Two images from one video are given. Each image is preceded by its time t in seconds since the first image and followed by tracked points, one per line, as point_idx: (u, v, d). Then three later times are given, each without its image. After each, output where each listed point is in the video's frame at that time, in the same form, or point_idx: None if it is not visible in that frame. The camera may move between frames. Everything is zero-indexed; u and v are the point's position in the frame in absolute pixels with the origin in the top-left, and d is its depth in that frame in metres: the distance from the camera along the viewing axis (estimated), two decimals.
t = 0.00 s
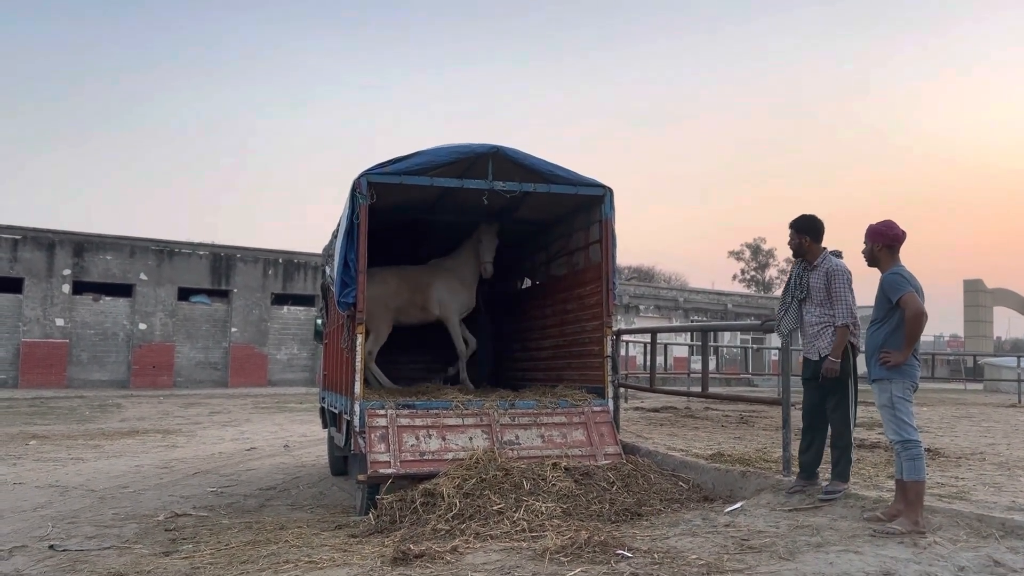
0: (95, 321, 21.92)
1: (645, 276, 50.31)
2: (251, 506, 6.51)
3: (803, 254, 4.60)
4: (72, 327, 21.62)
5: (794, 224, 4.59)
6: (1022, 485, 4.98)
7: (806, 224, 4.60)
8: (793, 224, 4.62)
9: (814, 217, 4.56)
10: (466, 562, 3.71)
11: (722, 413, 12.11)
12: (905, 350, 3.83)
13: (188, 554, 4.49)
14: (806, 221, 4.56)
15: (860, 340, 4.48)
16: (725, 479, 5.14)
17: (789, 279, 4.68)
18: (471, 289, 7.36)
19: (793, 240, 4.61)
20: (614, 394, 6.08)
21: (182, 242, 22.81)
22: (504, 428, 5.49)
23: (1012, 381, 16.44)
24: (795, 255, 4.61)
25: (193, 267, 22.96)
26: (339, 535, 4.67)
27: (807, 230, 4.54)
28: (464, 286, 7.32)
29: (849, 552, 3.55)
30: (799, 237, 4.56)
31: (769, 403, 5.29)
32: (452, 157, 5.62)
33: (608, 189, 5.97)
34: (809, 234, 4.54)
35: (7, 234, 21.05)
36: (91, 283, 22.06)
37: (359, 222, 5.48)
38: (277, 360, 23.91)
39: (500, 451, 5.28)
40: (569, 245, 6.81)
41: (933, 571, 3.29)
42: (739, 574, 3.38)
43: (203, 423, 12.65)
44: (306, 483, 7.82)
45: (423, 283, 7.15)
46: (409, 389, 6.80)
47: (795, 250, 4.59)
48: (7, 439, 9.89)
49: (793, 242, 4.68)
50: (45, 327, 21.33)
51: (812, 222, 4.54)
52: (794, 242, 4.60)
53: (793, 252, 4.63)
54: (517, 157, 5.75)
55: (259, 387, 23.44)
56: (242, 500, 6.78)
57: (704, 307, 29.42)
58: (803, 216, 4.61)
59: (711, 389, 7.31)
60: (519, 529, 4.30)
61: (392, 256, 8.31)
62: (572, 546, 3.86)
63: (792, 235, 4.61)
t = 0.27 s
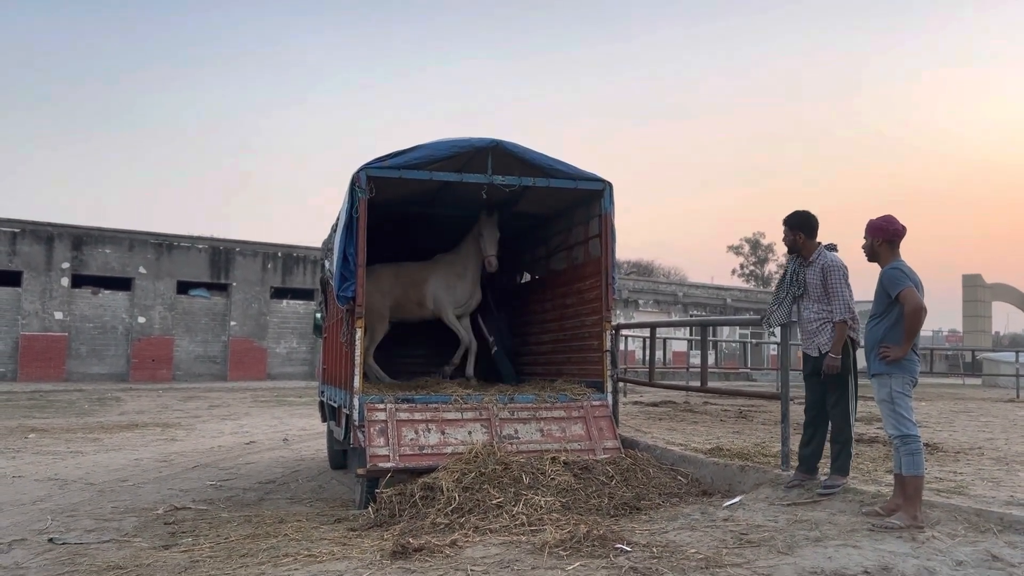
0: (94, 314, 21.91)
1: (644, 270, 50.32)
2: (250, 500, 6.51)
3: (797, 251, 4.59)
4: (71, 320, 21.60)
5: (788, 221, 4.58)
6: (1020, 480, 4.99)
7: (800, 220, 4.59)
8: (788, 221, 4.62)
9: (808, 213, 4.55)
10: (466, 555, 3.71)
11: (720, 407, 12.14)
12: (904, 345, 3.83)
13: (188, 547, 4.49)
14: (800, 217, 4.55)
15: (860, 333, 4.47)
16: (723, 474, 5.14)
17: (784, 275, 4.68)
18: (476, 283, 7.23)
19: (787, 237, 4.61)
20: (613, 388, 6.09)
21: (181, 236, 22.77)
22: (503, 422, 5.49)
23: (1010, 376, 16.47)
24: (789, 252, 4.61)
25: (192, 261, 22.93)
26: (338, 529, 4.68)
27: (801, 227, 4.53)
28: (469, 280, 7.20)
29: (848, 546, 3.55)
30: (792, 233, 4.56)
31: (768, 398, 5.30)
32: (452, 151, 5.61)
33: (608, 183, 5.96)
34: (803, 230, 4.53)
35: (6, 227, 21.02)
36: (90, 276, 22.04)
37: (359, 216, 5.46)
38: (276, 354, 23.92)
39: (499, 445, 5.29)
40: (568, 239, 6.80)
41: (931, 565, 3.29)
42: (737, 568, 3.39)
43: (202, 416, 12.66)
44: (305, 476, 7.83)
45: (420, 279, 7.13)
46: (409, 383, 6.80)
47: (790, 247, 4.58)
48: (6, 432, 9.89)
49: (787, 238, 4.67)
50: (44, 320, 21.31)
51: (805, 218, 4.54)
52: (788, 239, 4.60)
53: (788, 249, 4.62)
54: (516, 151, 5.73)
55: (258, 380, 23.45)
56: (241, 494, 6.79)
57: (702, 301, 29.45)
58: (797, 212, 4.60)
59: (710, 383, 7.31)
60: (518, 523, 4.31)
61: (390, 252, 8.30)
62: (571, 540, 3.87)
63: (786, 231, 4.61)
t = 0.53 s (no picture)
0: (90, 305, 21.85)
1: (641, 263, 50.34)
2: (247, 492, 6.52)
3: (795, 244, 4.60)
4: (67, 311, 21.54)
5: (786, 214, 4.58)
6: (1016, 474, 5.01)
7: (797, 213, 4.59)
8: (785, 215, 4.62)
9: (807, 207, 4.55)
10: (462, 547, 3.71)
11: (717, 400, 12.16)
12: (902, 339, 3.83)
13: (185, 538, 4.49)
14: (796, 211, 4.55)
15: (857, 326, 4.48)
16: (720, 467, 5.16)
17: (782, 268, 4.67)
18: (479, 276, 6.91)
19: (786, 230, 4.62)
20: (610, 381, 6.09)
21: (178, 227, 22.70)
22: (500, 415, 5.50)
23: (1005, 370, 16.52)
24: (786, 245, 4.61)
25: (188, 252, 22.87)
26: (335, 520, 4.68)
27: (798, 220, 4.54)
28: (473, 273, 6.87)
29: (844, 539, 3.57)
30: (789, 227, 4.57)
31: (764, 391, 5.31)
32: (450, 142, 5.59)
33: (606, 176, 5.95)
34: (801, 223, 4.53)
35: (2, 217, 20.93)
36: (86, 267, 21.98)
37: (356, 207, 5.43)
38: (273, 346, 23.90)
39: (496, 437, 5.30)
40: (566, 232, 6.79)
41: (927, 558, 3.31)
42: (734, 560, 3.40)
43: (199, 408, 12.65)
44: (302, 468, 7.84)
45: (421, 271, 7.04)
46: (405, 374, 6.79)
47: (787, 240, 4.60)
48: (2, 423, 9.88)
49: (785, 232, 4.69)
50: (40, 311, 21.25)
51: (803, 212, 4.54)
52: (787, 233, 4.61)
53: (785, 242, 4.63)
54: (515, 143, 5.72)
55: (255, 372, 23.43)
56: (238, 486, 6.80)
57: (699, 295, 29.48)
58: (795, 206, 4.61)
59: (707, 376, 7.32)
60: (514, 515, 4.31)
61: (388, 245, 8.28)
62: (567, 532, 3.88)
63: (783, 225, 4.62)
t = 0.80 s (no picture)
0: (83, 294, 21.76)
1: (635, 256, 50.36)
2: (241, 481, 6.52)
3: (795, 234, 4.60)
4: (60, 300, 21.44)
5: (790, 203, 4.59)
6: (1007, 467, 5.05)
7: (801, 204, 4.60)
8: (789, 204, 4.63)
9: (809, 198, 4.56)
10: (456, 537, 3.72)
11: (711, 393, 12.21)
12: (896, 332, 3.85)
13: (179, 528, 4.49)
14: (800, 201, 4.56)
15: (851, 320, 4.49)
16: (713, 458, 5.18)
17: (782, 259, 4.68)
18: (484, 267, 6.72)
19: (787, 220, 4.62)
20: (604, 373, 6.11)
21: (172, 216, 22.60)
22: (495, 406, 5.51)
23: (996, 364, 16.63)
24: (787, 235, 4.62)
25: (182, 242, 22.77)
26: (329, 510, 4.69)
27: (801, 210, 4.54)
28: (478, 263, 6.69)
29: (836, 531, 3.59)
30: (792, 217, 4.57)
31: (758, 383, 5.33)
32: (446, 133, 5.58)
33: (602, 168, 5.94)
34: (803, 213, 4.54)
35: None
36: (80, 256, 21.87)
37: (352, 197, 5.42)
38: (267, 336, 23.85)
39: (491, 428, 5.31)
40: (561, 224, 6.79)
41: (918, 550, 3.33)
42: (726, 551, 3.42)
43: (193, 397, 12.64)
44: (296, 458, 7.85)
45: (425, 262, 7.02)
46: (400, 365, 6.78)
47: (788, 230, 4.60)
48: None
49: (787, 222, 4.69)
50: (33, 300, 21.15)
51: (807, 202, 4.55)
52: (788, 223, 4.62)
53: (787, 232, 4.63)
54: (511, 134, 5.70)
55: (248, 362, 23.39)
56: (232, 475, 6.80)
57: (693, 288, 29.53)
58: (799, 196, 4.61)
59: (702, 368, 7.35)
60: (508, 505, 4.32)
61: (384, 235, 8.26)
62: (561, 523, 3.89)
63: (786, 214, 4.63)
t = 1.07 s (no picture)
0: (73, 281, 21.62)
1: (627, 247, 50.43)
2: (231, 469, 6.53)
3: (791, 226, 4.63)
4: (49, 287, 21.30)
5: (787, 194, 4.62)
6: (991, 459, 5.12)
7: (798, 196, 4.63)
8: (787, 196, 4.66)
9: (806, 190, 4.58)
10: (446, 524, 3.74)
11: (700, 384, 12.28)
12: (884, 324, 3.89)
13: (169, 514, 4.51)
14: (798, 192, 4.59)
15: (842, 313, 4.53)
16: (701, 448, 5.23)
17: (777, 250, 4.71)
18: (485, 257, 6.63)
19: (784, 211, 4.65)
20: (595, 363, 6.15)
21: (162, 203, 22.46)
22: (485, 395, 5.54)
23: (982, 357, 16.79)
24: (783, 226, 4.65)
25: (172, 229, 22.64)
26: (320, 497, 4.71)
27: (798, 202, 4.58)
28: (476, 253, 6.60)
29: (822, 520, 3.64)
30: (789, 208, 4.60)
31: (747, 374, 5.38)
32: (439, 122, 5.57)
33: (595, 158, 5.95)
34: (800, 205, 4.57)
35: None
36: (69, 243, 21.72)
37: (344, 186, 5.42)
38: (257, 324, 23.78)
39: (481, 417, 5.34)
40: (554, 215, 6.81)
41: (902, 539, 3.39)
42: (713, 539, 3.46)
43: (183, 385, 12.62)
44: (287, 446, 7.86)
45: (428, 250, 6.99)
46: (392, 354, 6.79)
47: (785, 221, 4.63)
48: None
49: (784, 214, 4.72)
50: (21, 286, 21.01)
51: (804, 194, 4.58)
52: (784, 214, 4.65)
53: (783, 223, 4.66)
54: (504, 124, 5.70)
55: (239, 351, 23.34)
56: (222, 463, 6.80)
57: (684, 280, 29.63)
58: (796, 188, 4.64)
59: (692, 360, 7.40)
60: (498, 494, 4.35)
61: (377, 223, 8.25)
62: (550, 511, 3.93)
63: (784, 205, 4.66)
